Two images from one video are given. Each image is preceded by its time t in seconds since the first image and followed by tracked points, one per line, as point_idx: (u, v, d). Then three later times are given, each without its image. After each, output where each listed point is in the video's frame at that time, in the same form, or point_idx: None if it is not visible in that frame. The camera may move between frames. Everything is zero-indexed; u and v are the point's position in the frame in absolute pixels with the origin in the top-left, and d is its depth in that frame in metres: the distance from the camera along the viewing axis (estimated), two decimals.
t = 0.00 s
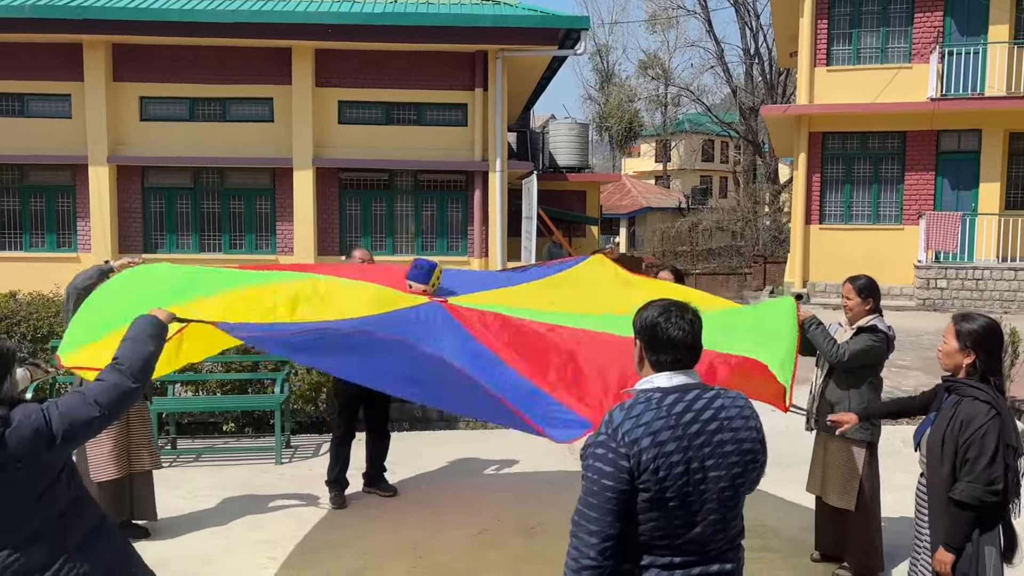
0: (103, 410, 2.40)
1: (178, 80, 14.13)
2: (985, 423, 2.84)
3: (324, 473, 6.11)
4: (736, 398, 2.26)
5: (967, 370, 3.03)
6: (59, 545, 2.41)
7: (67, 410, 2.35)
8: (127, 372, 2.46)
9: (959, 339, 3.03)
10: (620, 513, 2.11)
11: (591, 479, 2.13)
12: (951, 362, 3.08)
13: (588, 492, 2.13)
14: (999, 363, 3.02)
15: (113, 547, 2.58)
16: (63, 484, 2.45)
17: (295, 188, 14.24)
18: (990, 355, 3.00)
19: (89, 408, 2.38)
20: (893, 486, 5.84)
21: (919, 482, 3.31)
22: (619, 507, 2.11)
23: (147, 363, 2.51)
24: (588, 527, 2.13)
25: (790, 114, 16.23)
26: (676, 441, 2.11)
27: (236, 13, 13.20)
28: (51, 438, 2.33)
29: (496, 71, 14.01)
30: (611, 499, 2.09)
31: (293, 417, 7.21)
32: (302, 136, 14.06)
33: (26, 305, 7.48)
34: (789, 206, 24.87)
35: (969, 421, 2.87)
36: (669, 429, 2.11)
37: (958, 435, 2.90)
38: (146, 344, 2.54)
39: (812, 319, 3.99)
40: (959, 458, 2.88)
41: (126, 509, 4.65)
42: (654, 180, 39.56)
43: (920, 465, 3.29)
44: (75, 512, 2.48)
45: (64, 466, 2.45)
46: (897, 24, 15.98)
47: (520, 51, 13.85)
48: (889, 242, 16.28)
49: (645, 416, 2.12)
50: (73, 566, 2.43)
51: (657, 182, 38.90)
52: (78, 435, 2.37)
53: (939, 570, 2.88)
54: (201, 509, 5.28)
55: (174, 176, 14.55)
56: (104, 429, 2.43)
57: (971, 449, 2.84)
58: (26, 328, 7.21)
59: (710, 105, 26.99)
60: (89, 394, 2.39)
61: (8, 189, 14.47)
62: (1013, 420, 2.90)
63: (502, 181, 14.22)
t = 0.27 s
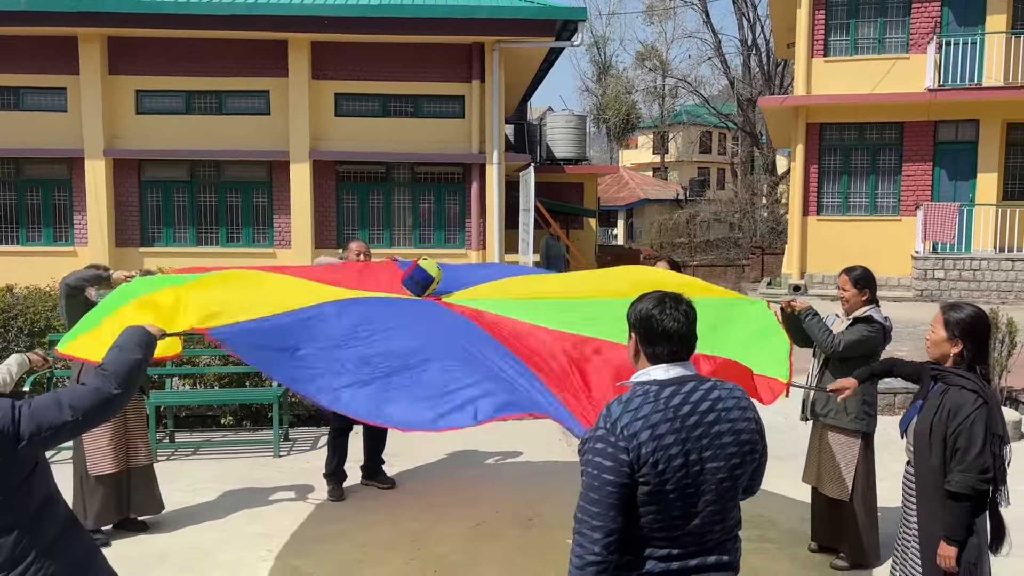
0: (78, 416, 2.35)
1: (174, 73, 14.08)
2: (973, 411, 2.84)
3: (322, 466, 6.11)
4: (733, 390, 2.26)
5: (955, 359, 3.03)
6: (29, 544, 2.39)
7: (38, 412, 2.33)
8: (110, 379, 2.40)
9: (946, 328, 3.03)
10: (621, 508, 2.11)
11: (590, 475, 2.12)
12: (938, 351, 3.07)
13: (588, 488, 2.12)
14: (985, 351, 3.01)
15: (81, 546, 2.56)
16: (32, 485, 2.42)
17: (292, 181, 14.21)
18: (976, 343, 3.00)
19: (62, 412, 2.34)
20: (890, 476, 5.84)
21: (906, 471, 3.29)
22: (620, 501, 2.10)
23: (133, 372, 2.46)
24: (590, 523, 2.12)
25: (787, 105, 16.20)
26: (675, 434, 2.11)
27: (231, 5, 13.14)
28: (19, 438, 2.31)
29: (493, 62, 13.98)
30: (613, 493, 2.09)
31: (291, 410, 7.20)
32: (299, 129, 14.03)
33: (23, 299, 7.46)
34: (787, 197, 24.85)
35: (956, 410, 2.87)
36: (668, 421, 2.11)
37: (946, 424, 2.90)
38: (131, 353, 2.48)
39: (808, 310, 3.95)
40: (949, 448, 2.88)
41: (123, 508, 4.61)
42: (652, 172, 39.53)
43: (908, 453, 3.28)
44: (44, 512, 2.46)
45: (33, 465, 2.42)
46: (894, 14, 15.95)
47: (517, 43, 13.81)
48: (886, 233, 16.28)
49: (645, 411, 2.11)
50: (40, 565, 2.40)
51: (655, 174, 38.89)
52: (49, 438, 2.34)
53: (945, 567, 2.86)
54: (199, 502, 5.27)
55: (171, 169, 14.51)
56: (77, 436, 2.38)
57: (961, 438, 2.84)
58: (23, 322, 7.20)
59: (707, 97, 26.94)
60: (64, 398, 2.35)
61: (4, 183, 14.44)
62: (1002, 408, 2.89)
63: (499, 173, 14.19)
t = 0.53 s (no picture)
0: (72, 414, 2.31)
1: (171, 67, 14.03)
2: (969, 403, 2.84)
3: (321, 459, 6.11)
4: (733, 380, 2.25)
5: (951, 348, 3.00)
6: (19, 542, 2.34)
7: (31, 409, 2.29)
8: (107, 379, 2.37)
9: (945, 318, 3.00)
10: (618, 497, 2.10)
11: (589, 465, 2.11)
12: (933, 339, 3.04)
13: (585, 478, 2.11)
14: (982, 342, 2.99)
15: (73, 546, 2.50)
16: (23, 483, 2.37)
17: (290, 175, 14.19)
18: (973, 334, 2.98)
19: (56, 409, 2.29)
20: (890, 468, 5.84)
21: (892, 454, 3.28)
22: (618, 491, 2.09)
23: (130, 373, 2.42)
24: (587, 512, 2.11)
25: (787, 96, 16.16)
26: (674, 424, 2.10)
27: None
28: (11, 435, 2.27)
29: (491, 55, 13.94)
30: (611, 484, 2.08)
31: (291, 404, 7.20)
32: (297, 123, 13.99)
33: (21, 293, 7.45)
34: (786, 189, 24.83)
35: (952, 399, 2.86)
36: (668, 412, 2.10)
37: (941, 413, 2.89)
38: (130, 354, 2.44)
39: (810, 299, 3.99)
40: (942, 436, 2.88)
41: (119, 504, 4.62)
42: (651, 164, 39.49)
43: (898, 437, 3.28)
44: (35, 511, 2.41)
45: (25, 464, 2.38)
46: (893, 6, 15.91)
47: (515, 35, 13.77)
48: (885, 225, 16.27)
49: (644, 402, 2.10)
50: (30, 565, 2.35)
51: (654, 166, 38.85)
52: (43, 435, 2.30)
53: (920, 542, 2.88)
54: (198, 496, 5.27)
55: (169, 163, 14.48)
56: (71, 435, 2.34)
57: (956, 428, 2.84)
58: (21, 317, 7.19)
59: (706, 89, 26.88)
60: (60, 394, 2.31)
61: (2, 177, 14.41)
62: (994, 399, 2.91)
63: (498, 165, 14.17)
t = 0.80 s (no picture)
0: (86, 405, 2.34)
1: (171, 62, 14.02)
2: (966, 391, 2.83)
3: (323, 455, 6.12)
4: (733, 375, 2.25)
5: (949, 335, 3.00)
6: (39, 535, 2.34)
7: (45, 403, 2.29)
8: (118, 369, 2.40)
9: (944, 306, 2.99)
10: (622, 497, 2.10)
11: (592, 464, 2.11)
12: (931, 328, 3.04)
13: (589, 478, 2.11)
14: (979, 331, 3.00)
15: (93, 539, 2.51)
16: (42, 475, 2.38)
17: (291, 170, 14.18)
18: (971, 323, 2.98)
19: (70, 402, 2.32)
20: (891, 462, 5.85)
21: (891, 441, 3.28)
22: (623, 490, 2.09)
23: (138, 363, 2.45)
24: (591, 512, 2.11)
25: (787, 90, 16.12)
26: (677, 422, 2.10)
27: None
28: (27, 430, 2.28)
29: (491, 49, 13.92)
30: (616, 483, 2.07)
31: (293, 399, 7.19)
32: (297, 118, 13.98)
33: (22, 290, 7.45)
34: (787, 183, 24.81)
35: (952, 385, 2.86)
36: (670, 410, 2.10)
37: (938, 398, 2.89)
38: (140, 342, 2.46)
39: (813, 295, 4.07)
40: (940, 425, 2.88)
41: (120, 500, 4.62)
42: (652, 159, 39.46)
43: (896, 424, 3.28)
44: (54, 504, 2.41)
45: (43, 458, 2.38)
46: None
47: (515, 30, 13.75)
48: (886, 219, 16.25)
49: (647, 402, 2.10)
50: (52, 556, 2.35)
51: (655, 161, 38.81)
52: (59, 428, 2.31)
53: (916, 526, 2.91)
54: (200, 492, 5.27)
55: (169, 159, 14.48)
56: (86, 426, 2.37)
57: (954, 417, 2.83)
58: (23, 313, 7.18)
59: (707, 83, 26.85)
60: (72, 388, 2.33)
61: (3, 174, 14.41)
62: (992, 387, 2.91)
63: (499, 160, 14.16)
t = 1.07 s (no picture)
0: (105, 395, 2.37)
1: (174, 60, 14.03)
2: (962, 387, 2.83)
3: (327, 452, 6.13)
4: (740, 372, 2.26)
5: (947, 335, 3.00)
6: (60, 526, 2.41)
7: (66, 394, 2.34)
8: (135, 359, 2.42)
9: (939, 305, 2.99)
10: (621, 490, 2.10)
11: (594, 457, 2.12)
12: (928, 327, 3.04)
13: (590, 469, 2.12)
14: (977, 329, 2.99)
15: (113, 529, 2.58)
16: (63, 467, 2.44)
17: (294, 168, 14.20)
18: (968, 322, 2.98)
19: (90, 392, 2.36)
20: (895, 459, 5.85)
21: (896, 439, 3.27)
22: (624, 483, 2.10)
23: (157, 353, 2.46)
24: (590, 503, 2.12)
25: (790, 87, 16.10)
26: (682, 417, 2.11)
27: None
28: (51, 421, 2.34)
29: (493, 47, 13.92)
30: (616, 477, 2.08)
31: (297, 397, 7.20)
32: (300, 116, 13.98)
33: (26, 288, 7.46)
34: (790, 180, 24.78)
35: (949, 383, 2.86)
36: (675, 406, 2.11)
37: (935, 399, 2.90)
38: (153, 333, 2.46)
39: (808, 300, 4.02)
40: (938, 423, 2.88)
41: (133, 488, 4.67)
42: (655, 156, 39.43)
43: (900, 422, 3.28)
44: (75, 495, 2.47)
45: (65, 450, 2.44)
46: None
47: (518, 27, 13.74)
48: (889, 215, 16.24)
49: (652, 397, 2.11)
50: (71, 548, 2.43)
51: (658, 158, 38.79)
52: (80, 418, 2.36)
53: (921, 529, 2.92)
54: (205, 489, 5.29)
55: (172, 157, 14.50)
56: (105, 415, 2.41)
57: (950, 414, 2.83)
58: (27, 311, 7.18)
59: (709, 80, 26.82)
60: (91, 378, 2.37)
61: (6, 172, 14.44)
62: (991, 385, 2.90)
63: (501, 158, 14.16)
